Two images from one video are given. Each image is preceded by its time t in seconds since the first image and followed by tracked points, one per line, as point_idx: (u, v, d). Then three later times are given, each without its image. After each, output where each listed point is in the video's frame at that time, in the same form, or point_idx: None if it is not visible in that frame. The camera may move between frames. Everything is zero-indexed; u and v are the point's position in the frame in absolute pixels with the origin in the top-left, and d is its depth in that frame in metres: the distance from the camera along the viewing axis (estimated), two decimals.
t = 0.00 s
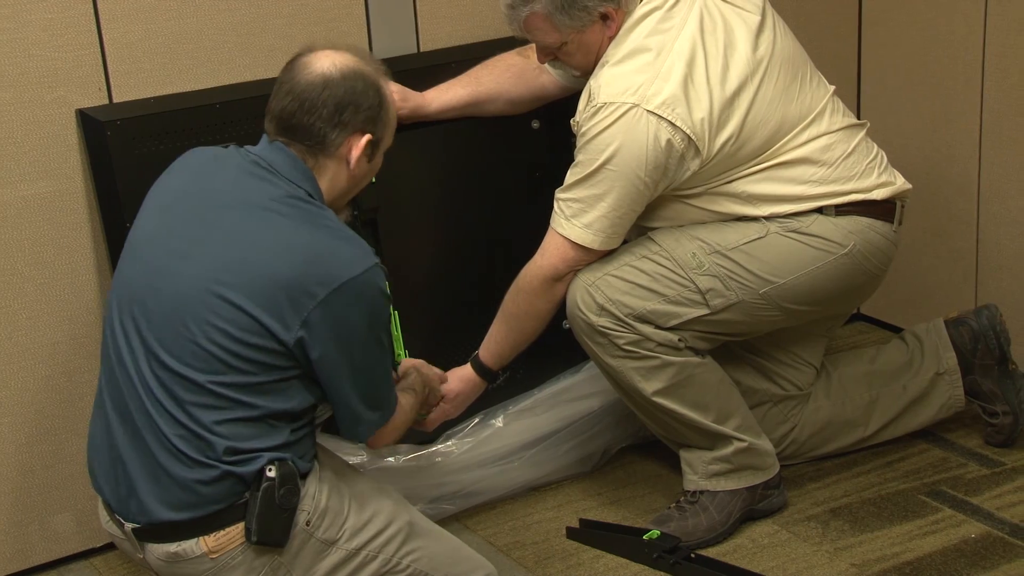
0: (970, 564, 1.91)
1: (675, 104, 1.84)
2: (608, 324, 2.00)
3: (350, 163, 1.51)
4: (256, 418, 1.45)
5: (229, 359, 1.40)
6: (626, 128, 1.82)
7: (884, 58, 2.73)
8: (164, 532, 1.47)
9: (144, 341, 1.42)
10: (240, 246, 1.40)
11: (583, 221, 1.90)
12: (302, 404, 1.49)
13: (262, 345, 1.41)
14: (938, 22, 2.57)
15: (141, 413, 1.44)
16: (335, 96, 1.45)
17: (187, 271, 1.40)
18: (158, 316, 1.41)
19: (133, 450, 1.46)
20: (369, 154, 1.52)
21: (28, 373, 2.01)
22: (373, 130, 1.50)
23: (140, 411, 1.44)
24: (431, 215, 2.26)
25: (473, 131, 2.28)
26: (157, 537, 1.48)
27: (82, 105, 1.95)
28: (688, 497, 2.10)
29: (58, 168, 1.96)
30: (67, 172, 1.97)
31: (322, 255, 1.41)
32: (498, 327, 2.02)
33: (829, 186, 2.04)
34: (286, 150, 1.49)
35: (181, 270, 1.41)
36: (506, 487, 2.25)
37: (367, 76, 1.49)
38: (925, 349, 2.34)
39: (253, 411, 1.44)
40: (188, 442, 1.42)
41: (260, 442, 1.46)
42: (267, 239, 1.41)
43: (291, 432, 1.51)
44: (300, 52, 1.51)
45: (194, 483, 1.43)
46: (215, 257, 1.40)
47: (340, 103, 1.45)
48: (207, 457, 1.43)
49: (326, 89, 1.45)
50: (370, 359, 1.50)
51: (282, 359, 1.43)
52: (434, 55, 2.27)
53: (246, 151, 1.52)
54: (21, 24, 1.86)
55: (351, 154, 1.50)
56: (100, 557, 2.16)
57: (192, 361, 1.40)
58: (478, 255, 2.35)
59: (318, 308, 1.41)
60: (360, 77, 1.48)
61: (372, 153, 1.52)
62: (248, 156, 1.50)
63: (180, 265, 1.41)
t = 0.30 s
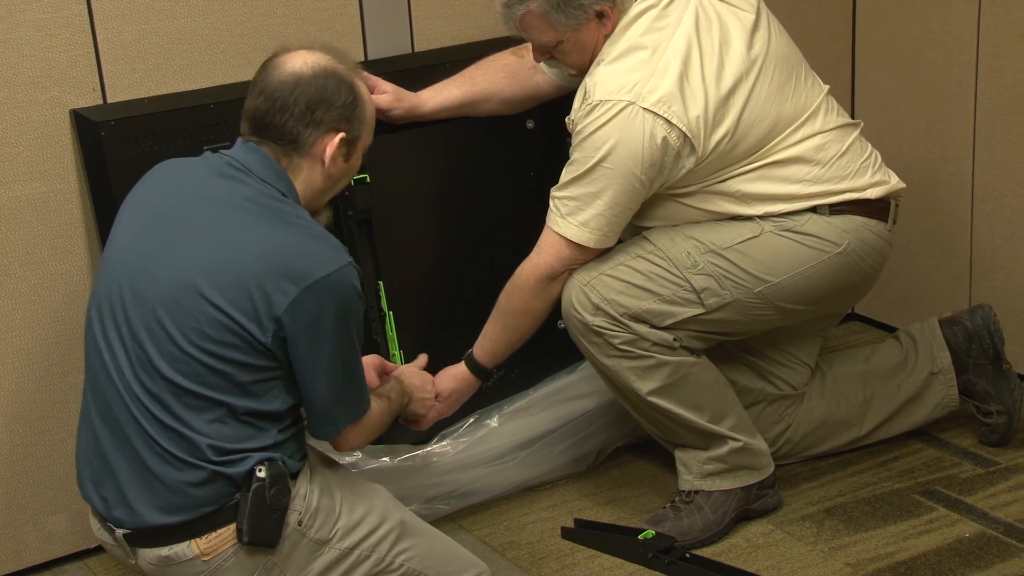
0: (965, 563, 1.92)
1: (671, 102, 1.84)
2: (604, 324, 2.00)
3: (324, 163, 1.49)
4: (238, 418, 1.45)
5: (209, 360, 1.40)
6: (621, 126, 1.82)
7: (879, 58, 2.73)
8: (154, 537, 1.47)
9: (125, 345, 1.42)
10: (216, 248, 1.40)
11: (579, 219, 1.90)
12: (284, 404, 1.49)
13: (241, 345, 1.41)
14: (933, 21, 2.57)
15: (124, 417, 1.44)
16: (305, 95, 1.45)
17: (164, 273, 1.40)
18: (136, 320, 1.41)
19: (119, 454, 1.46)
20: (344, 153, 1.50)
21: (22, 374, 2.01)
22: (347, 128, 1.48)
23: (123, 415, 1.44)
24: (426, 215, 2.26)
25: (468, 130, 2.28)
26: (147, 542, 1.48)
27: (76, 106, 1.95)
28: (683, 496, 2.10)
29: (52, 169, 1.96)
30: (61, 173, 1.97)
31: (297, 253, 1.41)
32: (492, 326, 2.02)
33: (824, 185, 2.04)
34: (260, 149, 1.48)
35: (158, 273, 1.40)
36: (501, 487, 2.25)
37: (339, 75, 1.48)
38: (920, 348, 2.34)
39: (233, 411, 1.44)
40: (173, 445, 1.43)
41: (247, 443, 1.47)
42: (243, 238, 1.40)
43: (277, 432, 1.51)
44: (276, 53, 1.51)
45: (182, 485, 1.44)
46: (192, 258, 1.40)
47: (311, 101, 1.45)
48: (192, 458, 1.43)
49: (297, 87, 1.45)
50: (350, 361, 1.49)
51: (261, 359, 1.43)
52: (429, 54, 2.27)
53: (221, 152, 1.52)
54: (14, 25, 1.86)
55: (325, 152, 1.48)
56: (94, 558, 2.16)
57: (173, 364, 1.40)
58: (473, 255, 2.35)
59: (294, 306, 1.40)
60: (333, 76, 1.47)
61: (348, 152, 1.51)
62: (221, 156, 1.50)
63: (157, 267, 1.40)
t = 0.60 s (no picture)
0: (962, 562, 1.92)
1: (669, 101, 1.84)
2: (601, 323, 2.00)
3: (281, 142, 1.51)
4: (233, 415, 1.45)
5: (203, 359, 1.40)
6: (619, 125, 1.82)
7: (876, 58, 2.73)
8: (153, 537, 1.47)
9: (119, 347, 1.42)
10: (207, 245, 1.40)
11: (577, 218, 1.90)
12: (279, 399, 1.49)
13: (234, 342, 1.41)
14: (930, 20, 2.57)
15: (121, 419, 1.44)
16: (237, 81, 1.49)
17: (156, 273, 1.40)
18: (129, 320, 1.41)
19: (116, 457, 1.47)
20: (298, 127, 1.51)
21: (19, 374, 2.01)
22: (293, 101, 1.50)
23: (119, 417, 1.44)
24: (423, 215, 2.26)
25: (466, 130, 2.28)
26: (145, 542, 1.48)
27: (73, 106, 1.95)
28: (680, 496, 2.10)
29: (49, 169, 1.96)
30: (58, 173, 1.97)
31: (286, 245, 1.41)
32: (489, 326, 2.02)
33: (821, 185, 2.04)
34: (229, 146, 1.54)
35: (150, 274, 1.40)
36: (499, 487, 2.25)
37: (273, 52, 1.50)
38: (917, 348, 2.34)
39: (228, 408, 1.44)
40: (170, 445, 1.43)
41: (243, 441, 1.47)
42: (233, 235, 1.41)
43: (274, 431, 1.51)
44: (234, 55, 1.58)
45: (181, 485, 1.44)
46: (184, 257, 1.40)
47: (245, 85, 1.49)
48: (189, 457, 1.43)
49: (230, 77, 1.50)
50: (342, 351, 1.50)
51: (255, 355, 1.43)
52: (427, 54, 2.27)
53: (205, 150, 1.53)
54: (12, 25, 1.86)
55: (277, 131, 1.50)
56: (91, 558, 2.16)
57: (167, 364, 1.40)
58: (470, 254, 2.35)
59: (286, 300, 1.41)
60: (265, 55, 1.50)
61: (304, 125, 1.51)
62: (206, 154, 1.50)
63: (149, 267, 1.41)
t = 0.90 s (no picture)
0: (958, 561, 1.92)
1: (665, 101, 1.84)
2: (598, 323, 2.00)
3: (333, 172, 1.50)
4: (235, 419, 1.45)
5: (208, 362, 1.40)
6: (615, 125, 1.82)
7: (872, 58, 2.73)
8: (151, 535, 1.47)
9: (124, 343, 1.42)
10: (216, 249, 1.40)
11: (573, 218, 1.90)
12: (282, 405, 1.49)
13: (239, 346, 1.41)
14: (925, 20, 2.57)
15: (122, 414, 1.44)
16: (319, 104, 1.45)
17: (164, 272, 1.40)
18: (136, 317, 1.41)
19: (115, 452, 1.46)
20: (352, 164, 1.50)
21: (14, 374, 2.01)
22: (358, 139, 1.48)
23: (121, 413, 1.44)
24: (419, 214, 2.26)
25: (462, 130, 2.28)
26: (142, 540, 1.48)
27: (68, 105, 1.95)
28: (677, 495, 2.10)
29: (44, 168, 1.95)
30: (53, 172, 1.97)
31: (296, 257, 1.40)
32: (485, 325, 2.02)
33: (817, 184, 2.05)
34: (268, 152, 1.48)
35: (158, 274, 1.40)
36: (495, 487, 2.25)
37: (353, 83, 1.48)
38: (913, 347, 2.34)
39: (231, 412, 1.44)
40: (169, 444, 1.43)
41: (243, 444, 1.47)
42: (243, 241, 1.40)
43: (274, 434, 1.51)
44: (292, 58, 1.51)
45: (178, 484, 1.43)
46: (192, 259, 1.40)
47: (324, 111, 1.45)
48: (188, 457, 1.43)
49: (310, 95, 1.45)
50: (350, 369, 1.49)
51: (259, 361, 1.43)
52: (423, 54, 2.27)
53: (229, 153, 1.52)
54: (7, 24, 1.86)
55: (334, 162, 1.48)
56: (87, 558, 2.16)
57: (171, 365, 1.40)
58: (466, 253, 2.35)
59: (293, 311, 1.40)
60: (347, 85, 1.47)
61: (356, 163, 1.51)
62: (230, 158, 1.50)
63: (158, 266, 1.41)
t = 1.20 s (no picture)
0: (956, 561, 1.92)
1: (662, 100, 1.84)
2: (595, 324, 2.00)
3: (335, 176, 1.50)
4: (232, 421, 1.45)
5: (208, 365, 1.40)
6: (612, 125, 1.82)
7: (870, 58, 2.74)
8: (147, 535, 1.47)
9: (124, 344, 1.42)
10: (215, 252, 1.40)
11: (571, 218, 1.90)
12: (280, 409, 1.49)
13: (236, 349, 1.40)
14: (922, 20, 2.57)
15: (121, 414, 1.44)
16: (323, 107, 1.45)
17: (163, 274, 1.40)
18: (135, 318, 1.41)
19: (113, 452, 1.46)
20: (355, 168, 1.50)
21: (12, 374, 2.01)
22: (360, 144, 1.49)
23: (119, 413, 1.44)
24: (416, 215, 2.26)
25: (459, 130, 2.28)
26: (140, 541, 1.48)
27: (66, 105, 1.95)
28: (674, 495, 2.10)
29: (42, 169, 1.95)
30: (51, 172, 1.96)
31: (295, 261, 1.40)
32: (482, 325, 2.02)
33: (814, 185, 2.05)
34: (271, 155, 1.48)
35: (157, 276, 1.40)
36: (492, 487, 2.25)
37: (358, 88, 1.48)
38: (911, 347, 2.34)
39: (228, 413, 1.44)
40: (166, 445, 1.43)
41: (240, 445, 1.47)
42: (243, 245, 1.40)
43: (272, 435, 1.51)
44: (298, 62, 1.51)
45: (175, 484, 1.43)
46: (192, 261, 1.40)
47: (329, 114, 1.45)
48: (186, 458, 1.43)
49: (316, 98, 1.45)
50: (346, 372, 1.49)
51: (257, 364, 1.43)
52: (420, 54, 2.27)
53: (230, 154, 1.52)
54: (5, 25, 1.86)
55: (337, 166, 1.48)
56: (85, 559, 2.16)
57: (170, 366, 1.40)
58: (464, 254, 2.35)
59: (291, 315, 1.40)
60: (351, 89, 1.47)
61: (359, 168, 1.51)
62: (232, 160, 1.50)
63: (157, 267, 1.41)
